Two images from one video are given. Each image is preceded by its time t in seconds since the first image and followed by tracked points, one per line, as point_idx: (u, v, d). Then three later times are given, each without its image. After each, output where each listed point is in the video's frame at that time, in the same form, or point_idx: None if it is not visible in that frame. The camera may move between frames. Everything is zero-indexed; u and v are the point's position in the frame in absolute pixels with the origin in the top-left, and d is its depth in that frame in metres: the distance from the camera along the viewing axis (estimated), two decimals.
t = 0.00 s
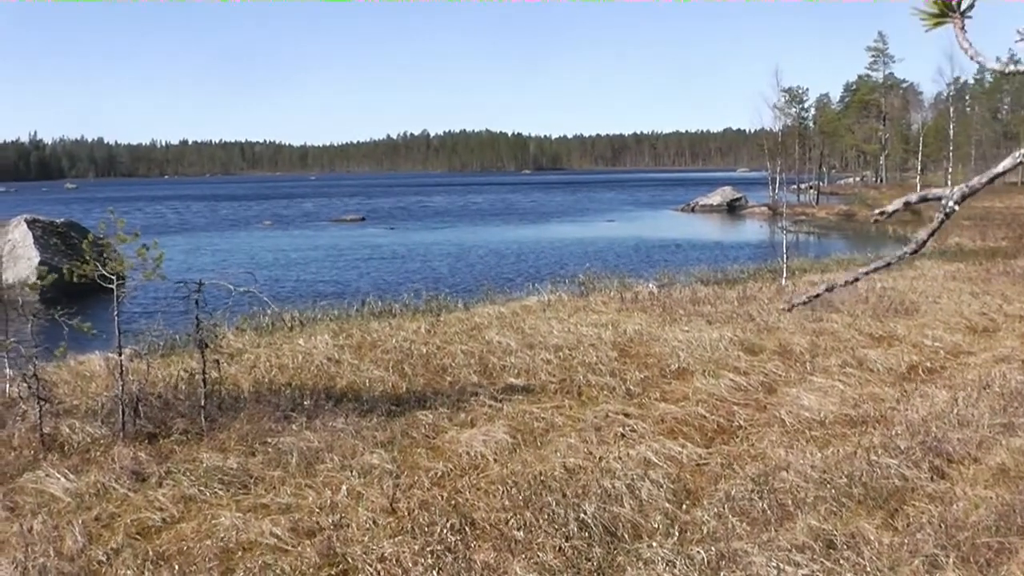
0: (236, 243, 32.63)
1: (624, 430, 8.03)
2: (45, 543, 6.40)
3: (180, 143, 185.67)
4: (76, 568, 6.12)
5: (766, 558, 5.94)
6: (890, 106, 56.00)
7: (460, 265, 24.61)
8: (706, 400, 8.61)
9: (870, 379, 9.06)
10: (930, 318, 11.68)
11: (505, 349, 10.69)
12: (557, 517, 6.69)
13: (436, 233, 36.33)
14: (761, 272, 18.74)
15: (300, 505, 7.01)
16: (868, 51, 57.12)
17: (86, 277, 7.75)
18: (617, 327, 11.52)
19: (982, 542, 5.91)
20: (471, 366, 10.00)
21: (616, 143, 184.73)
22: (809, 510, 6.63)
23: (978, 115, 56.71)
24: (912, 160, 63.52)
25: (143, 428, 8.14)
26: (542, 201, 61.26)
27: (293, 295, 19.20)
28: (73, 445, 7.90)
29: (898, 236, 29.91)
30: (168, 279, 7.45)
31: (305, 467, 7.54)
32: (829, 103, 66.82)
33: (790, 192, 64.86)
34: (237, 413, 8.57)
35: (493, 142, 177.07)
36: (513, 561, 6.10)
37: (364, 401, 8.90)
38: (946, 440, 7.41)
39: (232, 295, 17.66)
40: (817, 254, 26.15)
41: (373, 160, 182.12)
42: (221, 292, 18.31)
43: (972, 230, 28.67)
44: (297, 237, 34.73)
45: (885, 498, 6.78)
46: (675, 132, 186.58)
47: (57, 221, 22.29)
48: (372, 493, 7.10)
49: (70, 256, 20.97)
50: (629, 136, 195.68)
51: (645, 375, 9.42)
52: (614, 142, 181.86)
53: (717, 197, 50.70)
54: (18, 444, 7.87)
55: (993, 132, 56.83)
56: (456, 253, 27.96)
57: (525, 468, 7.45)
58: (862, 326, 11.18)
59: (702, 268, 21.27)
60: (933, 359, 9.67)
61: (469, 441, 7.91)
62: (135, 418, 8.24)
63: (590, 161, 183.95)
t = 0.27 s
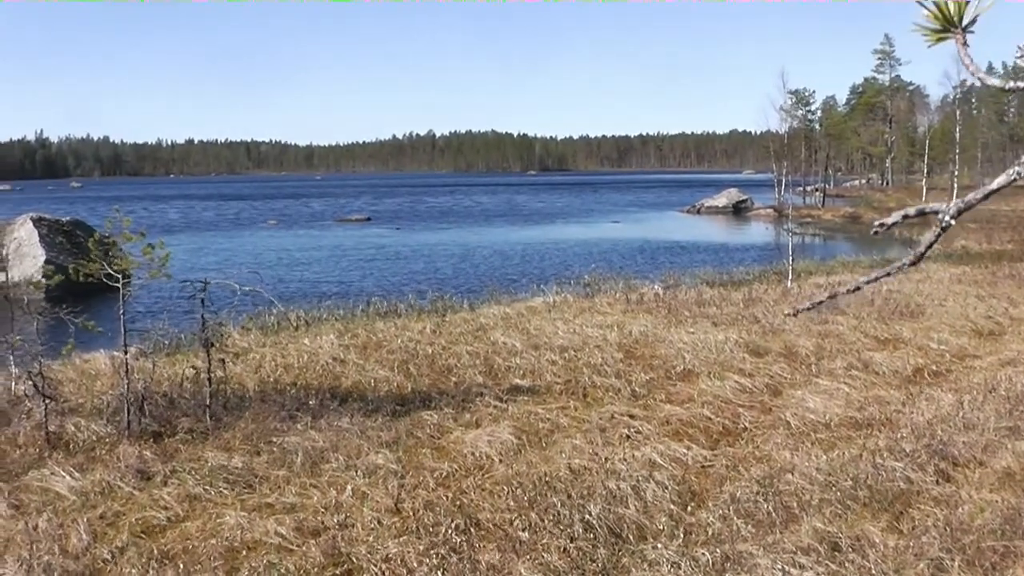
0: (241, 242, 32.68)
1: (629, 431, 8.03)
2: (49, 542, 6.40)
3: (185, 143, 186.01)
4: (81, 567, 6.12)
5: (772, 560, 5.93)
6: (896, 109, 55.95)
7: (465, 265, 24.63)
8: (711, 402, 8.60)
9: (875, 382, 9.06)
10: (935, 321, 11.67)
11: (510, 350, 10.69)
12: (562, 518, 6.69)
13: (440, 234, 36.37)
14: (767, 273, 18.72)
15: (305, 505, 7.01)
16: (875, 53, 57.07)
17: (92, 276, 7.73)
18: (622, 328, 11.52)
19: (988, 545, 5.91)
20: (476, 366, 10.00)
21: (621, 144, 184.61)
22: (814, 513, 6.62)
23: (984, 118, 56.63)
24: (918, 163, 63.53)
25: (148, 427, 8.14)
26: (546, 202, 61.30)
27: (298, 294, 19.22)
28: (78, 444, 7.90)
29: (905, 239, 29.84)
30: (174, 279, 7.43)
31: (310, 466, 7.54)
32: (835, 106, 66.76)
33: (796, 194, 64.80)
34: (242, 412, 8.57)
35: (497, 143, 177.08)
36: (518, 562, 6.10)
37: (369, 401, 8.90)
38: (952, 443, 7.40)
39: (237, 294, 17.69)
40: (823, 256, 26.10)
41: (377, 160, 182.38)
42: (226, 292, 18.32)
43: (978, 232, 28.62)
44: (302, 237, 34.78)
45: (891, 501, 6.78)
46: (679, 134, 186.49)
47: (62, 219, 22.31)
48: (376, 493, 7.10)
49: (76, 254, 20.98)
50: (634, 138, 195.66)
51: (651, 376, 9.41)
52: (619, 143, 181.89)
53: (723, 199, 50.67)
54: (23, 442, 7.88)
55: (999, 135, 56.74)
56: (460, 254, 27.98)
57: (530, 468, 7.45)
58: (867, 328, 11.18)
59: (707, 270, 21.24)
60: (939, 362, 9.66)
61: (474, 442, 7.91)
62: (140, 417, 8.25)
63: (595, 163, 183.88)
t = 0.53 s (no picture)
0: (248, 243, 32.81)
1: (638, 431, 8.02)
2: (59, 543, 6.41)
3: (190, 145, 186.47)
4: (90, 567, 6.13)
5: (781, 560, 5.92)
6: (904, 108, 55.80)
7: (472, 266, 24.64)
8: (720, 401, 8.59)
9: (884, 382, 9.04)
10: (944, 320, 11.65)
11: (518, 350, 10.68)
12: (571, 518, 6.68)
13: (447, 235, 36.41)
14: (775, 273, 18.69)
15: (314, 505, 7.02)
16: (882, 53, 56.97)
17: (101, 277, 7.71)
18: (630, 328, 11.52)
19: (998, 545, 5.90)
20: (484, 367, 10.00)
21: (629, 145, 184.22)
22: (824, 513, 6.61)
23: (993, 118, 56.47)
24: (926, 163, 63.37)
25: (157, 428, 8.15)
26: (552, 203, 61.36)
27: (304, 296, 19.23)
28: (87, 445, 7.90)
29: (913, 239, 29.75)
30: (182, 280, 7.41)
31: (319, 467, 7.54)
32: (843, 106, 66.64)
33: (804, 195, 64.69)
34: (251, 413, 8.57)
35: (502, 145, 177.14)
36: (528, 562, 6.09)
37: (377, 401, 8.90)
38: (962, 443, 7.39)
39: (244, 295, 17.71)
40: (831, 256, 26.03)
41: (383, 162, 182.61)
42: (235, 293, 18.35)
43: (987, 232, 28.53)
44: (309, 239, 34.88)
45: (900, 500, 6.76)
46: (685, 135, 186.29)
47: (71, 221, 22.36)
48: (386, 494, 7.10)
49: (84, 256, 21.02)
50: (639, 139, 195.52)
51: (659, 377, 9.40)
52: (626, 143, 181.53)
53: (730, 200, 50.62)
54: (33, 443, 7.89)
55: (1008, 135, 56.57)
56: (467, 255, 27.98)
57: (539, 469, 7.44)
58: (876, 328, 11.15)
59: (716, 270, 21.20)
60: (948, 362, 9.64)
61: (483, 442, 7.91)
62: (149, 418, 8.25)
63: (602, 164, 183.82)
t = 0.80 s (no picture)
0: (258, 243, 32.93)
1: (648, 432, 8.01)
2: (70, 542, 6.42)
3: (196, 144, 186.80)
4: (101, 567, 6.13)
5: (793, 562, 5.92)
6: (915, 109, 55.72)
7: (481, 267, 24.68)
8: (731, 402, 8.59)
9: (895, 383, 9.03)
10: (955, 322, 11.63)
11: (529, 350, 10.68)
12: (582, 519, 6.68)
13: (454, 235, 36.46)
14: (786, 274, 18.67)
15: (324, 505, 7.01)
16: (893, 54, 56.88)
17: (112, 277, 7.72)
18: (641, 329, 11.52)
19: (1009, 547, 5.89)
20: (495, 367, 10.00)
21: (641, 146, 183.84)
22: (835, 514, 6.60)
23: (1004, 118, 56.32)
24: (938, 163, 63.23)
25: (168, 428, 8.16)
26: (560, 203, 61.50)
27: (314, 296, 19.26)
28: (98, 445, 7.91)
29: (925, 241, 29.68)
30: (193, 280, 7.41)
31: (330, 467, 7.54)
32: (854, 106, 66.53)
33: (814, 195, 64.60)
34: (261, 413, 8.58)
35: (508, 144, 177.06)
36: (538, 562, 6.09)
37: (388, 402, 8.91)
38: (973, 444, 7.37)
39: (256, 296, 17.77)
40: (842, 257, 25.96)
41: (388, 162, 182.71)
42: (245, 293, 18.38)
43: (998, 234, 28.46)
44: (317, 238, 34.98)
45: (911, 502, 6.75)
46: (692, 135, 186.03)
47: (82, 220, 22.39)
48: (396, 494, 7.10)
49: (95, 255, 21.06)
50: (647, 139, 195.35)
51: (670, 377, 9.40)
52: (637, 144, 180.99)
53: (741, 200, 50.61)
54: (44, 443, 7.90)
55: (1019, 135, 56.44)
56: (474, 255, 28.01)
57: (550, 469, 7.44)
58: (887, 329, 11.14)
59: (727, 271, 21.18)
60: (959, 363, 9.63)
61: (494, 443, 7.90)
62: (160, 418, 8.26)
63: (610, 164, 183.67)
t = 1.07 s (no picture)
0: (265, 243, 33.00)
1: (657, 433, 8.02)
2: (79, 542, 6.42)
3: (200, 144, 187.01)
4: (110, 566, 6.13)
5: (802, 563, 5.91)
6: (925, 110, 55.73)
7: (489, 267, 24.70)
8: (740, 403, 8.59)
9: (904, 384, 9.03)
10: (965, 323, 11.63)
11: (537, 350, 10.68)
12: (590, 519, 6.67)
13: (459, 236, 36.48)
14: (795, 275, 18.68)
15: (333, 505, 7.01)
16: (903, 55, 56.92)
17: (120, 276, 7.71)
18: (650, 329, 11.52)
19: (1019, 548, 5.88)
20: (504, 368, 10.00)
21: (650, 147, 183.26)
22: (843, 515, 6.60)
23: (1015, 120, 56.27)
24: (948, 165, 63.34)
25: (176, 427, 8.16)
26: (567, 203, 61.64)
27: (322, 295, 19.28)
28: (107, 444, 7.91)
29: (934, 243, 29.66)
30: (202, 279, 7.39)
31: (339, 467, 7.54)
32: (864, 106, 66.46)
33: (823, 196, 64.57)
34: (270, 413, 8.58)
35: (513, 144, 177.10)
36: (547, 563, 6.09)
37: (397, 402, 8.92)
38: (982, 445, 7.37)
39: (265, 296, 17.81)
40: (852, 258, 25.97)
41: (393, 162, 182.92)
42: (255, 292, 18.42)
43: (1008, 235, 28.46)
44: (323, 238, 35.04)
45: (920, 503, 6.74)
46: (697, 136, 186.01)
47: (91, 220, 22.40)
48: (405, 494, 7.09)
49: (104, 255, 21.09)
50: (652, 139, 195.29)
51: (679, 378, 9.40)
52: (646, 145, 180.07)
53: (750, 201, 50.65)
54: (53, 442, 7.91)
55: None
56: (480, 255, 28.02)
57: (559, 470, 7.44)
58: (896, 330, 11.14)
59: (736, 271, 21.20)
60: (968, 364, 9.64)
61: (502, 443, 7.91)
62: (169, 417, 8.26)
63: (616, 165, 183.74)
